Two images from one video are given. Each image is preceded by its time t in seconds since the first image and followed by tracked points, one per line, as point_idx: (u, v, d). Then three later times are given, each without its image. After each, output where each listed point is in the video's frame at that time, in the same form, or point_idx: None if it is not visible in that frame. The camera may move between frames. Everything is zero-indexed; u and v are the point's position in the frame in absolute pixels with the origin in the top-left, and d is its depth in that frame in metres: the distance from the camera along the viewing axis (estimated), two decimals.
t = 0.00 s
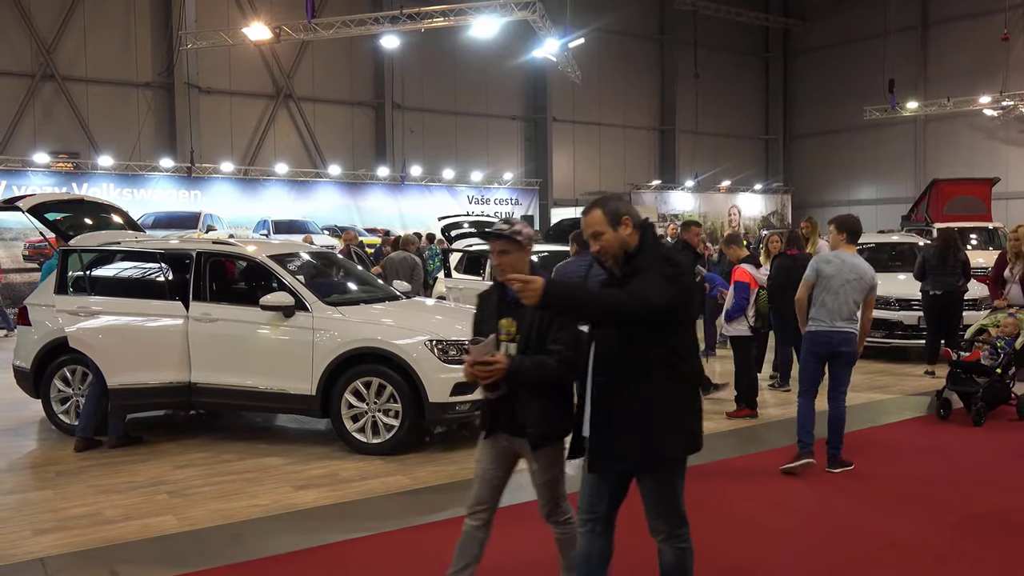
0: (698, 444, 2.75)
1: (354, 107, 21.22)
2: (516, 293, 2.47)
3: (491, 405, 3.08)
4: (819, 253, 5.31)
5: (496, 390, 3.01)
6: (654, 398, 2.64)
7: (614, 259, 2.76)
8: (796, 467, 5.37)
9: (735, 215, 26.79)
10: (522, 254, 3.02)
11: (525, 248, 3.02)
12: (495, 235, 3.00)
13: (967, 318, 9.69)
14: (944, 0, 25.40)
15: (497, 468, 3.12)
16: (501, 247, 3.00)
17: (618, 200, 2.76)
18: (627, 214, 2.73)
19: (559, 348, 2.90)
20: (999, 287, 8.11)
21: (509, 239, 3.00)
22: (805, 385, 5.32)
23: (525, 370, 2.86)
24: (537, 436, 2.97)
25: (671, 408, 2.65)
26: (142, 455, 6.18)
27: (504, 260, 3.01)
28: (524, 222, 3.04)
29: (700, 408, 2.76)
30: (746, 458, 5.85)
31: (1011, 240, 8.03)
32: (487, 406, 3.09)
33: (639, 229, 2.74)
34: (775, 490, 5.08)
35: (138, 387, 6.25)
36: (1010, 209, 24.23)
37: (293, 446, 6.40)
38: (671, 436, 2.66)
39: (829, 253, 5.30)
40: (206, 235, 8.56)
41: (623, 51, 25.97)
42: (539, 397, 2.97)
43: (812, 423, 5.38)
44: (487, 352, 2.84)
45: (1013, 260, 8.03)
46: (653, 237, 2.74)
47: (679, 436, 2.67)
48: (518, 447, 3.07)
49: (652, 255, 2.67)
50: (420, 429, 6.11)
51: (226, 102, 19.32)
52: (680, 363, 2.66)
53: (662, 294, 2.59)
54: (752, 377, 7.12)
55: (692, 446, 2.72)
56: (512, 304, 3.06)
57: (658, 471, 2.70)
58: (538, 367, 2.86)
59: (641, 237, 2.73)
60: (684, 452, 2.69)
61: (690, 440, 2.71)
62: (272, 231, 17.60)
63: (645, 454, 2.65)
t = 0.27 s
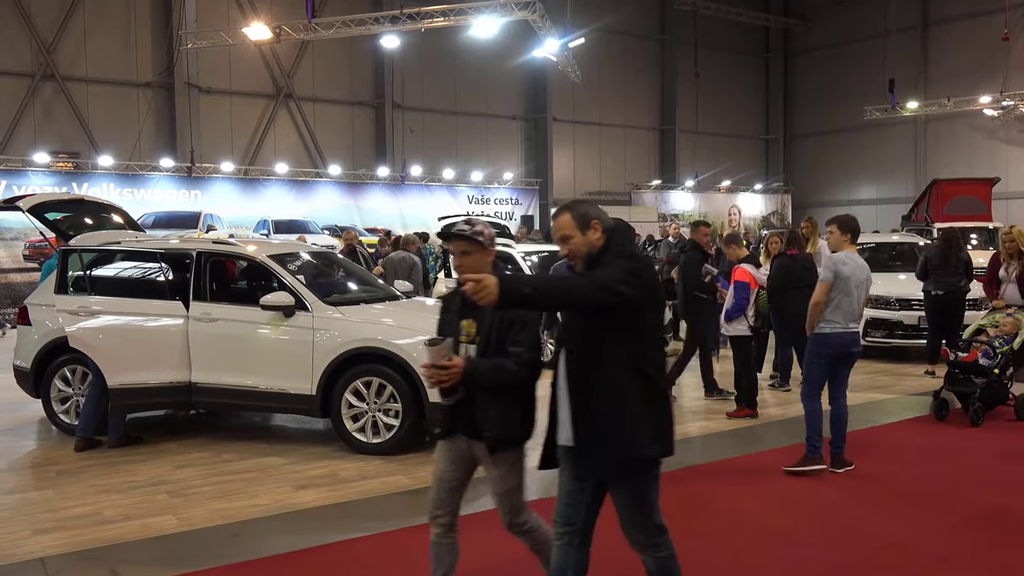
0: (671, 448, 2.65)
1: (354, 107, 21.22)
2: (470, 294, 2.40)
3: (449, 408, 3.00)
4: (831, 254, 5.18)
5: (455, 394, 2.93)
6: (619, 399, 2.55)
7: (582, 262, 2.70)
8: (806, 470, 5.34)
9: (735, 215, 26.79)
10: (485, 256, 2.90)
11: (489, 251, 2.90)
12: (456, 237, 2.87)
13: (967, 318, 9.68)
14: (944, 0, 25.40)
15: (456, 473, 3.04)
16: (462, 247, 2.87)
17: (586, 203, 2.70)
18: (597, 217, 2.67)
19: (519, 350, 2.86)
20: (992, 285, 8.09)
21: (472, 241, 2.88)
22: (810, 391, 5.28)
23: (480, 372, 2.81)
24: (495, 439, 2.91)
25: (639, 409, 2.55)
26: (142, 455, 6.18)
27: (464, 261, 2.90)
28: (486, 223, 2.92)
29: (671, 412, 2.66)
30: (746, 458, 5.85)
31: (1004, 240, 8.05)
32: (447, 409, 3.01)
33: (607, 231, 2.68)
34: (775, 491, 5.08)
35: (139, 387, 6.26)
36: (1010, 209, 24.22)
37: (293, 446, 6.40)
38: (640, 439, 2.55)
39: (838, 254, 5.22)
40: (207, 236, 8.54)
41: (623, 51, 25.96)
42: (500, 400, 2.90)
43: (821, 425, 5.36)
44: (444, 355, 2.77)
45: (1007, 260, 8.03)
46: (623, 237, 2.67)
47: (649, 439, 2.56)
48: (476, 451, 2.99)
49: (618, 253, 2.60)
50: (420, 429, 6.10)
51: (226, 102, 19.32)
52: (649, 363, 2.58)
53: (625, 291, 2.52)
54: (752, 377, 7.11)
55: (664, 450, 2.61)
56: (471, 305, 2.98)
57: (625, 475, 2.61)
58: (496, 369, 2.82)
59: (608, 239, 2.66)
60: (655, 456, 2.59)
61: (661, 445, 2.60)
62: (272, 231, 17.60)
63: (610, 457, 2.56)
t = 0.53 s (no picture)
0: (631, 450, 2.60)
1: (354, 107, 21.22)
2: (430, 298, 2.32)
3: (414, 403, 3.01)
4: (845, 257, 5.15)
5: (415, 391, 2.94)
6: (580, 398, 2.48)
7: (545, 259, 2.66)
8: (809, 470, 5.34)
9: (735, 215, 26.80)
10: (454, 252, 2.90)
11: (456, 246, 2.90)
12: (423, 231, 2.86)
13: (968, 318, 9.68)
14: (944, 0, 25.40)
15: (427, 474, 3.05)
16: (429, 243, 2.88)
17: (551, 200, 2.66)
18: (561, 216, 2.64)
19: (483, 348, 2.85)
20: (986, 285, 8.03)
21: (442, 236, 2.87)
22: (816, 393, 5.24)
23: (443, 370, 2.80)
24: (457, 438, 2.88)
25: (600, 409, 2.49)
26: (142, 454, 6.18)
27: (432, 256, 2.90)
28: (454, 217, 2.89)
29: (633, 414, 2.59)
30: (747, 459, 5.85)
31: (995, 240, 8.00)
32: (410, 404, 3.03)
33: (572, 227, 2.64)
34: (774, 491, 5.08)
35: (139, 387, 6.26)
36: (1011, 208, 24.21)
37: (292, 446, 6.40)
38: (602, 441, 2.48)
39: (847, 256, 5.20)
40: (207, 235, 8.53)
41: (623, 50, 25.96)
42: (462, 398, 2.90)
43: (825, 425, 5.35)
44: (406, 352, 2.75)
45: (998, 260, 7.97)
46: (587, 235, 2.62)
47: (610, 440, 2.50)
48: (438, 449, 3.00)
49: (582, 250, 2.55)
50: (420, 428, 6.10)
51: (226, 102, 19.33)
52: (610, 362, 2.52)
53: (587, 287, 2.46)
54: (752, 377, 7.11)
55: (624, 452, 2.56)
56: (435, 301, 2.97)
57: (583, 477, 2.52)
58: (459, 368, 2.80)
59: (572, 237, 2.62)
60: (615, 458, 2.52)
61: (621, 447, 2.54)
62: (272, 230, 17.59)
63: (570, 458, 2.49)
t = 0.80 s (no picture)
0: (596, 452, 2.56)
1: (354, 107, 21.22)
2: (393, 291, 2.22)
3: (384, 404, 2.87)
4: (852, 257, 5.15)
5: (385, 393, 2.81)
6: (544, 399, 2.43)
7: (513, 256, 2.57)
8: (806, 471, 5.34)
9: (735, 215, 26.81)
10: (428, 250, 2.90)
11: (432, 243, 2.91)
12: (397, 228, 2.83)
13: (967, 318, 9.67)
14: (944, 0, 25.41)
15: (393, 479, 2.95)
16: (403, 240, 2.85)
17: (522, 195, 2.57)
18: (531, 211, 2.54)
19: (457, 348, 2.75)
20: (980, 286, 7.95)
21: (416, 233, 2.85)
22: (819, 392, 5.22)
23: (415, 371, 2.72)
24: (426, 441, 2.79)
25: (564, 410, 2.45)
26: (143, 454, 6.18)
27: (408, 254, 2.88)
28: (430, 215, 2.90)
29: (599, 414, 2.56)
30: (746, 458, 5.85)
31: (985, 240, 7.96)
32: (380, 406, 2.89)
33: (542, 222, 2.55)
34: (772, 490, 5.08)
35: (139, 387, 6.26)
36: (1010, 208, 24.21)
37: (292, 445, 6.39)
38: (566, 442, 2.46)
39: (852, 256, 5.21)
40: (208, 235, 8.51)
41: (623, 50, 25.95)
42: (432, 401, 2.80)
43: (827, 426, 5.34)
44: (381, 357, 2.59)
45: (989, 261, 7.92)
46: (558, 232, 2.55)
47: (573, 441, 2.46)
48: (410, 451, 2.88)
49: (552, 247, 2.48)
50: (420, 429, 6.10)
51: (226, 101, 19.32)
52: (575, 362, 2.46)
53: (557, 285, 2.39)
54: (751, 377, 7.12)
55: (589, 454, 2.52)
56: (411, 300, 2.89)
57: (540, 478, 2.48)
58: (432, 368, 2.72)
59: (541, 232, 2.53)
60: (577, 459, 2.49)
61: (585, 449, 2.51)
62: (273, 230, 17.58)
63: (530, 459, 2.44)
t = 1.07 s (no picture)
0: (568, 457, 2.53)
1: (353, 107, 21.22)
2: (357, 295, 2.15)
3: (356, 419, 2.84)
4: (850, 257, 5.15)
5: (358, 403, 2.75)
6: (513, 403, 2.39)
7: (484, 258, 2.53)
8: (807, 470, 5.33)
9: (735, 214, 26.81)
10: (403, 254, 2.88)
11: (407, 250, 2.89)
12: (373, 232, 2.83)
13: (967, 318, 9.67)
14: None
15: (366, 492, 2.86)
16: (379, 245, 2.84)
17: (493, 195, 2.53)
18: (500, 212, 2.50)
19: (433, 358, 2.68)
20: (975, 287, 7.93)
21: (393, 238, 2.84)
22: (822, 390, 5.19)
23: (392, 382, 2.65)
24: (400, 452, 2.74)
25: (534, 415, 2.41)
26: (143, 454, 6.17)
27: (383, 257, 2.87)
28: (407, 218, 2.86)
29: (571, 417, 2.54)
30: (746, 458, 5.84)
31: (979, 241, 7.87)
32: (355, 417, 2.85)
33: (513, 223, 2.51)
34: (772, 490, 5.08)
35: (139, 387, 6.26)
36: (1010, 208, 24.22)
37: (292, 445, 6.39)
38: (538, 448, 2.43)
39: (850, 255, 5.22)
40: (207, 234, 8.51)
41: (622, 50, 25.95)
42: (404, 411, 2.73)
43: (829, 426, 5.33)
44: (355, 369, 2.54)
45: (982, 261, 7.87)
46: (530, 234, 2.52)
47: (544, 446, 2.43)
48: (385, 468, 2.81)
49: (522, 249, 2.44)
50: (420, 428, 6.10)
51: (226, 101, 19.32)
52: (545, 366, 2.42)
53: (528, 286, 2.34)
54: (751, 377, 7.12)
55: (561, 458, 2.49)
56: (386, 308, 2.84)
57: (508, 484, 2.44)
58: (408, 378, 2.66)
59: (512, 234, 2.49)
60: (549, 465, 2.45)
61: (557, 453, 2.47)
62: (273, 230, 17.56)
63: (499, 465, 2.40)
